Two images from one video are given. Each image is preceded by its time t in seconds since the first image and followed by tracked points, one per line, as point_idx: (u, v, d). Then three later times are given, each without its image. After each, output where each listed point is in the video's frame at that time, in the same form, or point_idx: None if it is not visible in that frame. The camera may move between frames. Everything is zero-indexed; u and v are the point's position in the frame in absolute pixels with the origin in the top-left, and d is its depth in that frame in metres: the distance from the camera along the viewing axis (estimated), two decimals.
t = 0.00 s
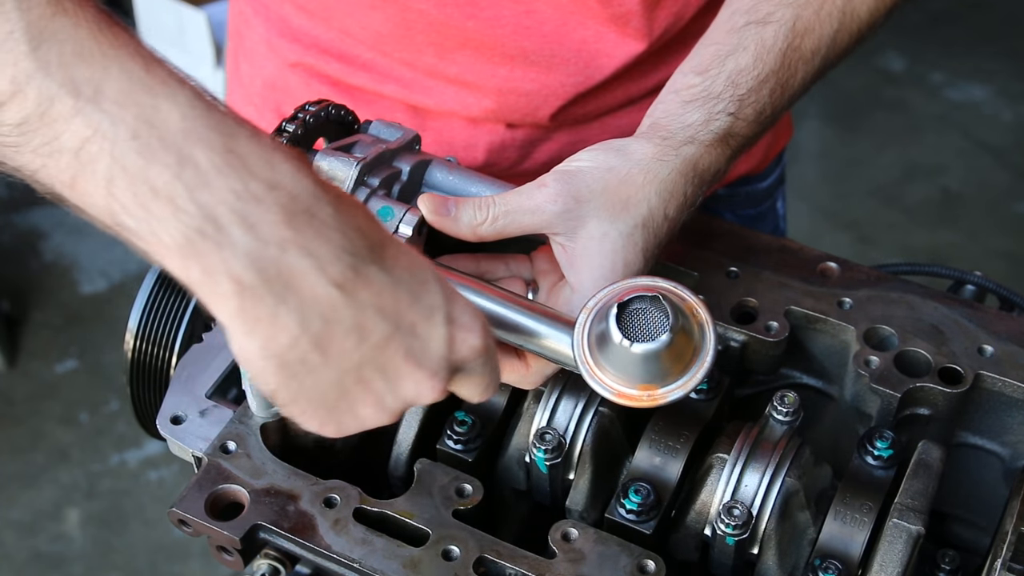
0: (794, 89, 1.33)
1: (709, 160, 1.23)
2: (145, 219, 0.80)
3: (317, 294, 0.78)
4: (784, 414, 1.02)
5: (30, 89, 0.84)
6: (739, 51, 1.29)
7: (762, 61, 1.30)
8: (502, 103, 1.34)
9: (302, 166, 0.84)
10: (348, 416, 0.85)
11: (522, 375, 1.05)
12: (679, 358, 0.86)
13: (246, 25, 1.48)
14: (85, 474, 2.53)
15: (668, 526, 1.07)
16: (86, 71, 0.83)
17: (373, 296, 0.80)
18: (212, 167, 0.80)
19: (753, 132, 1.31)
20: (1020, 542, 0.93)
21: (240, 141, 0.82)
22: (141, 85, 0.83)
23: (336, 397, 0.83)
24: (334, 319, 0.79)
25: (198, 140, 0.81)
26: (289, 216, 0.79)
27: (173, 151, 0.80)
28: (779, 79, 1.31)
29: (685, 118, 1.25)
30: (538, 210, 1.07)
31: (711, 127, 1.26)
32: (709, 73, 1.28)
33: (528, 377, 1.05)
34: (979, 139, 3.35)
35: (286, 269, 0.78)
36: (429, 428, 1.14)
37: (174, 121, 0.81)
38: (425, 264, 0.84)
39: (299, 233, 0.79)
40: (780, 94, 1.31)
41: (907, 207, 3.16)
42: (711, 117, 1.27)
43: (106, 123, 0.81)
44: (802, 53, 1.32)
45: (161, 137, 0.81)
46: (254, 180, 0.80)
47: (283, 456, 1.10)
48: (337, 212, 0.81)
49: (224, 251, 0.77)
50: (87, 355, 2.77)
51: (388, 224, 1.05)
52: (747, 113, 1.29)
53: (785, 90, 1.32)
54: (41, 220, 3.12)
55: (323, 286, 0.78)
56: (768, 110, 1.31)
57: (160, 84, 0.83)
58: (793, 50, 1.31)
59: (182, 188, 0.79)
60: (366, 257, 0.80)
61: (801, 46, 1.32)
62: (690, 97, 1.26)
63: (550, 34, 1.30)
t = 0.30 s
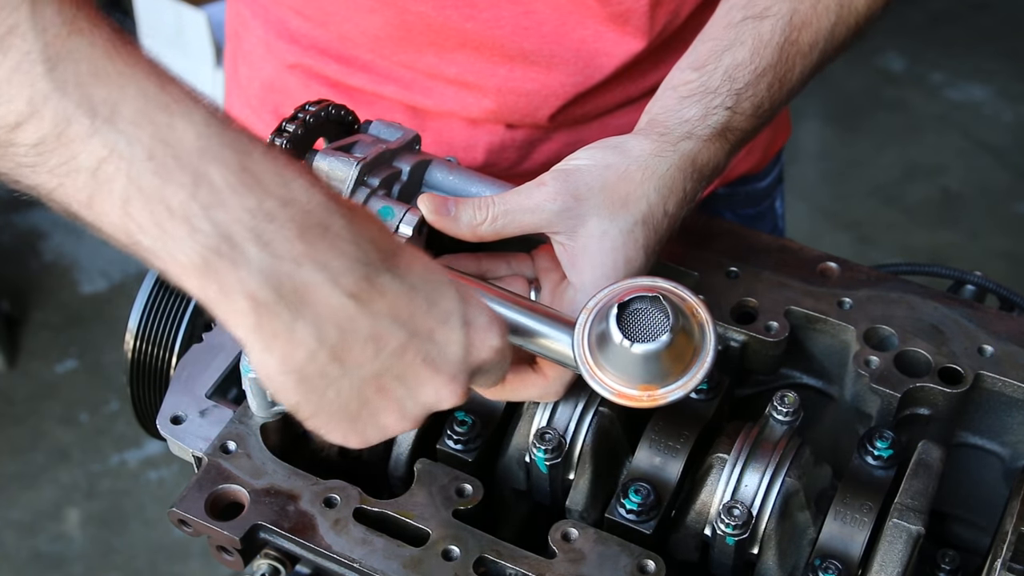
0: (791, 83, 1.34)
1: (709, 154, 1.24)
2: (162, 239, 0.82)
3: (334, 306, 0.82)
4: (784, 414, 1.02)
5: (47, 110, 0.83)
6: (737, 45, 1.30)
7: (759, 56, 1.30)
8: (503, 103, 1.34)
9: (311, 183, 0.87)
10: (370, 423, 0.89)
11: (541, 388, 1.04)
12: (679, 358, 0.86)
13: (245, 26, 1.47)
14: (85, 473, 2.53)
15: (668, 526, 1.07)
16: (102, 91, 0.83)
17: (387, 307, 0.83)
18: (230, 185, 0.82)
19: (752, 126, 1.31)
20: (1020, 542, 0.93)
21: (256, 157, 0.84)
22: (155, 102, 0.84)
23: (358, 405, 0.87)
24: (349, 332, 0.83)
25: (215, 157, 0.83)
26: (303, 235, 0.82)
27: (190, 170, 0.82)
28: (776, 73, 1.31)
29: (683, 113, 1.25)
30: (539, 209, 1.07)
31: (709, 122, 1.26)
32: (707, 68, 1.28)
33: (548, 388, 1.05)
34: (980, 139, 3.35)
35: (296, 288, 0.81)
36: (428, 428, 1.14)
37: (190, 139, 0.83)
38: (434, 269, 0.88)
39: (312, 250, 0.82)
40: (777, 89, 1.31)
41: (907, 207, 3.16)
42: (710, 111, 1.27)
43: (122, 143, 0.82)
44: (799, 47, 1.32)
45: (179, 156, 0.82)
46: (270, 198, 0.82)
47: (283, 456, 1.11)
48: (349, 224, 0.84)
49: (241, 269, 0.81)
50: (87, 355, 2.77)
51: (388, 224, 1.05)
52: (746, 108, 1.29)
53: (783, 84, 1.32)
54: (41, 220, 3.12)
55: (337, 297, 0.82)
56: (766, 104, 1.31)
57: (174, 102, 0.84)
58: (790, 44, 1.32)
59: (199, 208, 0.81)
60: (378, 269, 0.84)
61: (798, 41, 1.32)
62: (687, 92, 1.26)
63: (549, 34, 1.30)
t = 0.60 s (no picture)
0: (790, 81, 1.34)
1: (709, 152, 1.24)
2: (90, 271, 0.83)
3: (256, 343, 0.82)
4: (784, 414, 1.02)
5: None
6: (735, 44, 1.30)
7: (758, 54, 1.30)
8: (503, 104, 1.34)
9: (241, 217, 0.84)
10: (307, 447, 0.90)
11: (544, 385, 1.04)
12: (680, 359, 0.86)
13: (246, 26, 1.47)
14: (85, 473, 2.53)
15: (668, 526, 1.07)
16: (39, 119, 0.83)
17: (312, 344, 0.83)
18: (150, 225, 0.81)
19: (752, 124, 1.32)
20: (1020, 542, 0.93)
21: (184, 193, 0.83)
22: (90, 136, 0.83)
23: (294, 432, 0.88)
24: (274, 367, 0.84)
25: (139, 196, 0.82)
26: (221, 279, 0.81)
27: (113, 205, 0.82)
28: (775, 71, 1.31)
29: (684, 112, 1.25)
30: (539, 207, 1.08)
31: (710, 120, 1.26)
32: (706, 66, 1.28)
33: (552, 386, 1.04)
34: (980, 139, 3.35)
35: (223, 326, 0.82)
36: (428, 428, 1.14)
37: (116, 175, 0.82)
38: (369, 301, 0.86)
39: (234, 290, 0.81)
40: (777, 88, 1.32)
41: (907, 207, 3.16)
42: (710, 110, 1.27)
43: (54, 176, 0.82)
44: (797, 45, 1.32)
45: (103, 192, 0.82)
46: (190, 241, 0.81)
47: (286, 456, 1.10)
48: (275, 264, 0.82)
49: (163, 310, 0.82)
50: (87, 355, 2.77)
51: (389, 223, 1.05)
52: (746, 106, 1.30)
53: (782, 82, 1.33)
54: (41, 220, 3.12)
55: (262, 337, 0.82)
56: (766, 103, 1.32)
57: (106, 136, 0.83)
58: (789, 42, 1.32)
59: (121, 248, 0.81)
60: (304, 307, 0.82)
61: (797, 39, 1.32)
62: (687, 91, 1.26)
63: (548, 36, 1.30)
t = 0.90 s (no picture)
0: (790, 76, 1.34)
1: (711, 150, 1.24)
2: (93, 328, 0.89)
3: (252, 411, 0.86)
4: (784, 414, 1.02)
5: None
6: (735, 40, 1.30)
7: (758, 50, 1.30)
8: (504, 105, 1.34)
9: (237, 288, 0.86)
10: (299, 485, 0.94)
11: (546, 382, 1.04)
12: (680, 360, 0.86)
13: (246, 27, 1.47)
14: (85, 473, 2.53)
15: (668, 526, 1.07)
16: (43, 180, 0.87)
17: (307, 411, 0.86)
18: (146, 297, 0.85)
19: (753, 121, 1.32)
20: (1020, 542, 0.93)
21: (183, 262, 0.86)
22: (92, 202, 0.86)
23: (285, 474, 0.92)
24: (268, 429, 0.88)
25: (135, 267, 0.85)
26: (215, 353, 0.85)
27: (111, 274, 0.85)
28: (776, 68, 1.31)
29: (686, 109, 1.25)
30: (540, 204, 1.08)
31: (713, 117, 1.26)
32: (706, 64, 1.28)
33: (553, 384, 1.04)
34: (980, 139, 3.35)
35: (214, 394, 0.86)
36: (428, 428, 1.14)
37: (115, 245, 0.86)
38: (367, 371, 0.87)
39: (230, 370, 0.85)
40: (777, 83, 1.32)
41: (907, 207, 3.16)
42: (711, 107, 1.27)
43: (56, 240, 0.87)
44: (798, 40, 1.33)
45: (103, 260, 0.86)
46: (184, 316, 0.85)
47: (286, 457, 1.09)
48: (272, 342, 0.85)
49: (160, 375, 0.87)
50: (87, 355, 2.77)
51: (389, 223, 1.05)
52: (746, 102, 1.30)
53: (782, 78, 1.33)
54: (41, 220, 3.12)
55: (257, 407, 0.86)
56: (767, 100, 1.32)
57: (107, 200, 0.87)
58: (789, 38, 1.32)
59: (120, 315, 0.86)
60: (300, 382, 0.85)
61: (797, 34, 1.32)
62: (687, 89, 1.26)
63: (548, 39, 1.30)
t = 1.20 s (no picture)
0: (785, 77, 1.35)
1: (713, 153, 1.25)
2: (61, 321, 0.91)
3: (210, 410, 0.88)
4: (784, 414, 1.02)
5: None
6: (731, 39, 1.30)
7: (754, 50, 1.31)
8: (504, 105, 1.34)
9: (197, 292, 0.87)
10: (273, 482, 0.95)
11: (545, 373, 1.05)
12: (679, 360, 0.86)
13: (245, 27, 1.47)
14: (85, 473, 2.53)
15: (668, 527, 1.07)
16: (6, 179, 0.89)
17: (266, 413, 0.87)
18: (103, 298, 0.87)
19: (749, 121, 1.33)
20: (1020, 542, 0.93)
21: (140, 265, 0.87)
22: (53, 203, 0.88)
23: (259, 470, 0.93)
24: (229, 428, 0.89)
25: (93, 269, 0.87)
26: (170, 354, 0.86)
27: (72, 274, 0.87)
28: (771, 68, 1.33)
29: (686, 110, 1.25)
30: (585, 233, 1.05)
31: (713, 119, 1.27)
32: (703, 64, 1.28)
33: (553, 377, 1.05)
34: (980, 139, 3.35)
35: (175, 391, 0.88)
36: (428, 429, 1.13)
37: (74, 247, 0.87)
38: (328, 374, 0.88)
39: (188, 370, 0.87)
40: (772, 84, 1.33)
41: (907, 207, 3.16)
42: (712, 108, 1.27)
43: (22, 237, 0.89)
44: (792, 40, 1.34)
45: (63, 260, 0.87)
46: (140, 317, 0.86)
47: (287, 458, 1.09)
48: (227, 342, 0.86)
49: (122, 370, 0.90)
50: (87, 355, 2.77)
51: (389, 223, 1.05)
52: (744, 103, 1.31)
53: (777, 78, 1.34)
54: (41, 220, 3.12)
55: (215, 406, 0.88)
56: (762, 100, 1.33)
57: (68, 202, 0.88)
58: (783, 38, 1.33)
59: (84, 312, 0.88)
60: (257, 384, 0.86)
61: (791, 34, 1.33)
62: (687, 89, 1.27)
63: (547, 37, 1.30)
